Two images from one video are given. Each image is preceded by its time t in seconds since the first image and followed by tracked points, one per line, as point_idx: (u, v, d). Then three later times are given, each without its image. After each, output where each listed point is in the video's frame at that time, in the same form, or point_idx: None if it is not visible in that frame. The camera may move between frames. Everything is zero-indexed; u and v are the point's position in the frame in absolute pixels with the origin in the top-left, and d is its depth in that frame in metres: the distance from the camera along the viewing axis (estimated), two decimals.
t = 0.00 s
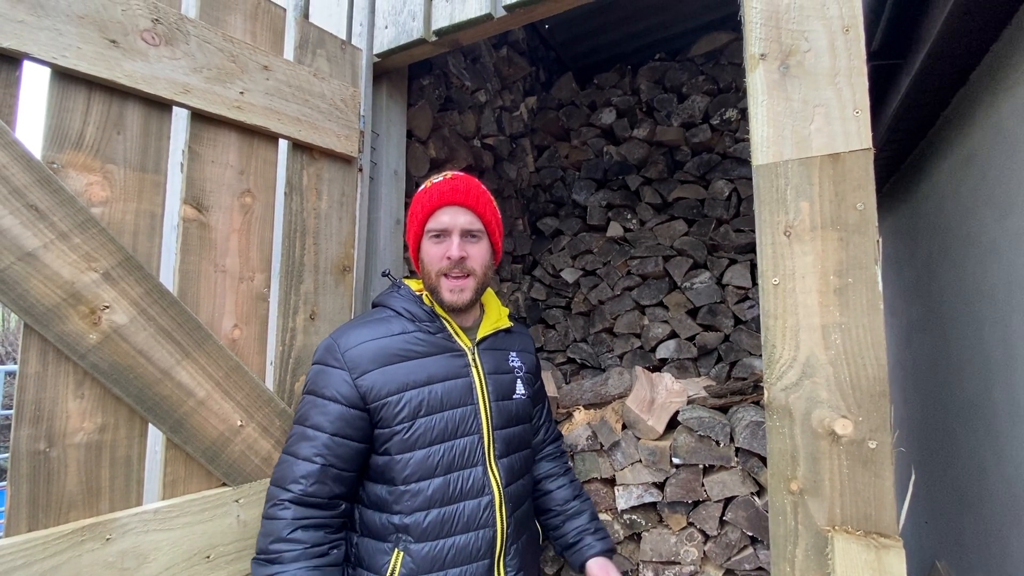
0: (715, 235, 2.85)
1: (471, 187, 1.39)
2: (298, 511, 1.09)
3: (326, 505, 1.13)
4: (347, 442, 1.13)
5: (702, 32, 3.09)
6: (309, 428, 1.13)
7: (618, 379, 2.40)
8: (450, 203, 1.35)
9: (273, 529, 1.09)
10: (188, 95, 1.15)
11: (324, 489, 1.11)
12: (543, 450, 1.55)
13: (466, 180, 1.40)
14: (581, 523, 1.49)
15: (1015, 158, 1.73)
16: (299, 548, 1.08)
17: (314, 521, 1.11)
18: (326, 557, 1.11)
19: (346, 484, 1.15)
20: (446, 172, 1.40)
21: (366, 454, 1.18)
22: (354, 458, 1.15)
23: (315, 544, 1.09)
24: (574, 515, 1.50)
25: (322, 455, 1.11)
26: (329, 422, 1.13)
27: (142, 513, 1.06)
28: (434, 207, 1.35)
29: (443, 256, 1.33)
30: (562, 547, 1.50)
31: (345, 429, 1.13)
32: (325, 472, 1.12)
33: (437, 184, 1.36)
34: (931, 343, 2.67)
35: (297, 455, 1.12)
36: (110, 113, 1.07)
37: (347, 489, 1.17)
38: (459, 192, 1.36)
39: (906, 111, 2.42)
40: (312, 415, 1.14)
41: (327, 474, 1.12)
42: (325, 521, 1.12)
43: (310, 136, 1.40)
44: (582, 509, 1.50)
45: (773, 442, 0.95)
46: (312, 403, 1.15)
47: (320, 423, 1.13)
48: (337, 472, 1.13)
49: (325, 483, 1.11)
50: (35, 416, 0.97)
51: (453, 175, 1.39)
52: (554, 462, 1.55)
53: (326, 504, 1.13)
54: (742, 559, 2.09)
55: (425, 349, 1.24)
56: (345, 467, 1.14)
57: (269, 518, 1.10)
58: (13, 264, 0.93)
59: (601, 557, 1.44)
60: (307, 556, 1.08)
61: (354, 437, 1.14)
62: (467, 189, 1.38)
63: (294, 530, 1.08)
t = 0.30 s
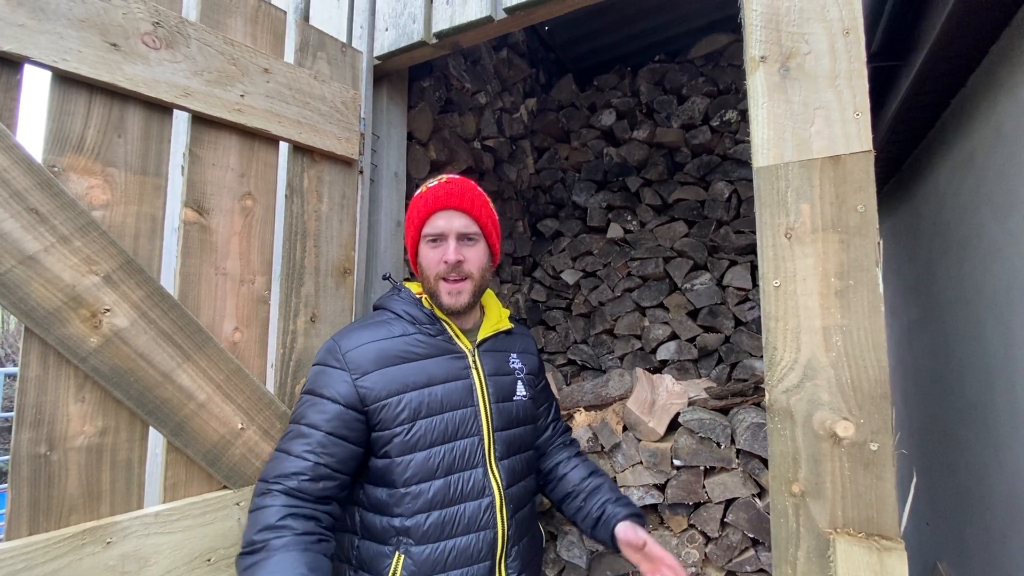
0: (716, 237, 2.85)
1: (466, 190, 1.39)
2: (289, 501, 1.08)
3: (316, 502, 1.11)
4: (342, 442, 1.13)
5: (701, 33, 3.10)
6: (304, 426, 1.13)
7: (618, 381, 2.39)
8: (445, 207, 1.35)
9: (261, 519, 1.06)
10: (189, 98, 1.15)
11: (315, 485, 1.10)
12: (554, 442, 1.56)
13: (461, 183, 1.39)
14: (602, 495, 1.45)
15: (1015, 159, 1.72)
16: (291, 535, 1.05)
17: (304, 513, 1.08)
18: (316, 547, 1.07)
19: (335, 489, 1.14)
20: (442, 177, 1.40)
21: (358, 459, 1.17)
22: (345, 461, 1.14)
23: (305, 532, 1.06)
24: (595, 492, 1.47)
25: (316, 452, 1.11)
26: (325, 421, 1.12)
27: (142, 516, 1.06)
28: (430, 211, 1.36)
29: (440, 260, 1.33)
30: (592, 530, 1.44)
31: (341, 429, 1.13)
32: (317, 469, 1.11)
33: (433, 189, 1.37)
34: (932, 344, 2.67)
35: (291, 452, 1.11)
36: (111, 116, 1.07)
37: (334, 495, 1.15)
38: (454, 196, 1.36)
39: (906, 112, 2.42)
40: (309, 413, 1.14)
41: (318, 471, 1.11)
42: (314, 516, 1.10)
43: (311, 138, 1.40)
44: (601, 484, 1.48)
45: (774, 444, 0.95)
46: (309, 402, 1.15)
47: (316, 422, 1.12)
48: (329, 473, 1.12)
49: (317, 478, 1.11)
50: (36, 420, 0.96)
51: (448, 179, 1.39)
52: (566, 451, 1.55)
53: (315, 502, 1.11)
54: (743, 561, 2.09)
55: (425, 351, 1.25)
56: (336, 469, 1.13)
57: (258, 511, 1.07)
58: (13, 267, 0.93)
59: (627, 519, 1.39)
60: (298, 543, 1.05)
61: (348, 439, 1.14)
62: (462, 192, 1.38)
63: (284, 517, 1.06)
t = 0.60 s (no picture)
0: (715, 237, 2.85)
1: (469, 192, 1.39)
2: (267, 474, 1.05)
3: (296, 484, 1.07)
4: (332, 440, 1.11)
5: (700, 35, 3.10)
6: (295, 417, 1.13)
7: (618, 382, 2.39)
8: (448, 209, 1.35)
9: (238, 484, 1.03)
10: (187, 99, 1.15)
11: (297, 469, 1.08)
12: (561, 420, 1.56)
13: (464, 185, 1.39)
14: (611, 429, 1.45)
15: (1016, 159, 1.72)
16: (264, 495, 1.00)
17: (283, 486, 1.04)
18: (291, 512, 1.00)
19: (315, 487, 1.10)
20: (445, 177, 1.40)
21: (344, 462, 1.14)
22: (330, 456, 1.11)
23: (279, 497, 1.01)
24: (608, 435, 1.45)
25: (302, 439, 1.10)
26: (316, 412, 1.12)
27: (141, 520, 1.06)
28: (432, 212, 1.36)
29: (442, 260, 1.33)
30: (619, 470, 1.41)
31: (333, 427, 1.12)
32: (301, 456, 1.09)
33: (435, 190, 1.37)
34: (932, 344, 2.67)
35: (278, 440, 1.11)
36: (109, 117, 1.07)
37: (315, 495, 1.10)
38: (456, 197, 1.36)
39: (905, 113, 2.42)
40: (301, 404, 1.14)
41: (301, 459, 1.09)
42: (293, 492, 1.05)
43: (310, 140, 1.40)
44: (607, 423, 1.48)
45: (775, 445, 0.95)
46: (304, 397, 1.15)
47: (308, 416, 1.12)
48: (312, 463, 1.09)
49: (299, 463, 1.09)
50: (33, 422, 0.96)
51: (452, 181, 1.39)
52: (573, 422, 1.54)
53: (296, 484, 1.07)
54: (744, 562, 2.09)
55: (425, 351, 1.25)
56: (318, 462, 1.10)
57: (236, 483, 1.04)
58: (11, 270, 0.93)
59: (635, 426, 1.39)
60: (272, 500, 0.99)
61: (337, 435, 1.12)
62: (464, 194, 1.37)
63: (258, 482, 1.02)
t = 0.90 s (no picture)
0: (715, 238, 2.84)
1: (465, 191, 1.39)
2: (275, 489, 1.04)
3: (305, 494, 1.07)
4: (336, 440, 1.11)
5: (699, 35, 3.10)
6: (298, 421, 1.12)
7: (618, 382, 2.36)
8: (443, 208, 1.35)
9: (246, 505, 1.01)
10: (186, 100, 1.15)
11: (304, 475, 1.07)
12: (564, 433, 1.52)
13: (460, 185, 1.39)
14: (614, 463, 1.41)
15: (1016, 159, 1.72)
16: (276, 517, 1.00)
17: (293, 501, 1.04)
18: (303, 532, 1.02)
19: (322, 490, 1.10)
20: (441, 180, 1.41)
21: (349, 462, 1.14)
22: (336, 459, 1.11)
23: (291, 517, 1.01)
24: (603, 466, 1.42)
25: (308, 444, 1.09)
26: (319, 413, 1.11)
27: (139, 522, 1.05)
28: (429, 213, 1.37)
29: (440, 261, 1.33)
30: (613, 505, 1.38)
31: (335, 427, 1.11)
32: (307, 463, 1.08)
33: (431, 191, 1.37)
34: (932, 344, 2.67)
35: (283, 446, 1.09)
36: (107, 118, 1.07)
37: (322, 498, 1.10)
38: (451, 197, 1.36)
39: (904, 113, 2.43)
40: (303, 407, 1.13)
41: (308, 466, 1.08)
42: (303, 504, 1.05)
43: (308, 141, 1.39)
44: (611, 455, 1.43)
45: (774, 447, 0.94)
46: (306, 398, 1.14)
47: (310, 418, 1.11)
48: (319, 468, 1.09)
49: (307, 471, 1.08)
50: (31, 425, 0.96)
51: (447, 182, 1.39)
52: (576, 438, 1.51)
53: (304, 494, 1.07)
54: (744, 564, 2.08)
55: (426, 352, 1.25)
56: (325, 465, 1.10)
57: (243, 502, 1.03)
58: (8, 271, 0.93)
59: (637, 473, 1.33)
60: (286, 523, 1.00)
61: (341, 437, 1.12)
62: (460, 193, 1.37)
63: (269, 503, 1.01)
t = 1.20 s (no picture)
0: (715, 238, 2.84)
1: (463, 187, 1.39)
2: (277, 485, 1.04)
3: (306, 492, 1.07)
4: (338, 438, 1.12)
5: (699, 35, 3.11)
6: (298, 419, 1.12)
7: (618, 383, 2.39)
8: (441, 205, 1.36)
9: (248, 500, 1.01)
10: (186, 101, 1.15)
11: (305, 473, 1.07)
12: (572, 434, 1.51)
13: (458, 183, 1.40)
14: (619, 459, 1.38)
15: (1016, 159, 1.72)
16: (280, 511, 0.99)
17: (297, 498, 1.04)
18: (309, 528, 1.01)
19: (322, 488, 1.10)
20: (440, 178, 1.42)
21: (347, 461, 1.14)
22: (337, 458, 1.12)
23: (294, 512, 1.01)
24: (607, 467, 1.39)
25: (308, 441, 1.09)
26: (319, 410, 1.12)
27: (140, 523, 1.05)
28: (428, 210, 1.38)
29: (439, 258, 1.34)
30: (619, 503, 1.34)
31: (336, 425, 1.12)
32: (308, 460, 1.08)
33: (430, 189, 1.39)
34: (933, 344, 2.67)
35: (283, 442, 1.09)
36: (107, 119, 1.07)
37: (322, 498, 1.10)
38: (449, 193, 1.37)
39: (904, 113, 2.43)
40: (303, 405, 1.13)
41: (308, 463, 1.08)
42: (304, 501, 1.05)
43: (308, 141, 1.39)
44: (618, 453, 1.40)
45: (775, 447, 0.94)
46: (306, 396, 1.15)
47: (311, 415, 1.11)
48: (321, 465, 1.09)
49: (307, 469, 1.08)
50: (31, 426, 0.96)
51: (445, 180, 1.40)
52: (584, 437, 1.49)
53: (305, 492, 1.06)
54: (744, 564, 2.08)
55: (427, 351, 1.25)
56: (325, 464, 1.10)
57: (244, 498, 1.02)
58: (8, 272, 0.93)
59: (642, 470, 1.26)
60: (293, 519, 1.00)
61: (342, 435, 1.13)
62: (458, 190, 1.38)
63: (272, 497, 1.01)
